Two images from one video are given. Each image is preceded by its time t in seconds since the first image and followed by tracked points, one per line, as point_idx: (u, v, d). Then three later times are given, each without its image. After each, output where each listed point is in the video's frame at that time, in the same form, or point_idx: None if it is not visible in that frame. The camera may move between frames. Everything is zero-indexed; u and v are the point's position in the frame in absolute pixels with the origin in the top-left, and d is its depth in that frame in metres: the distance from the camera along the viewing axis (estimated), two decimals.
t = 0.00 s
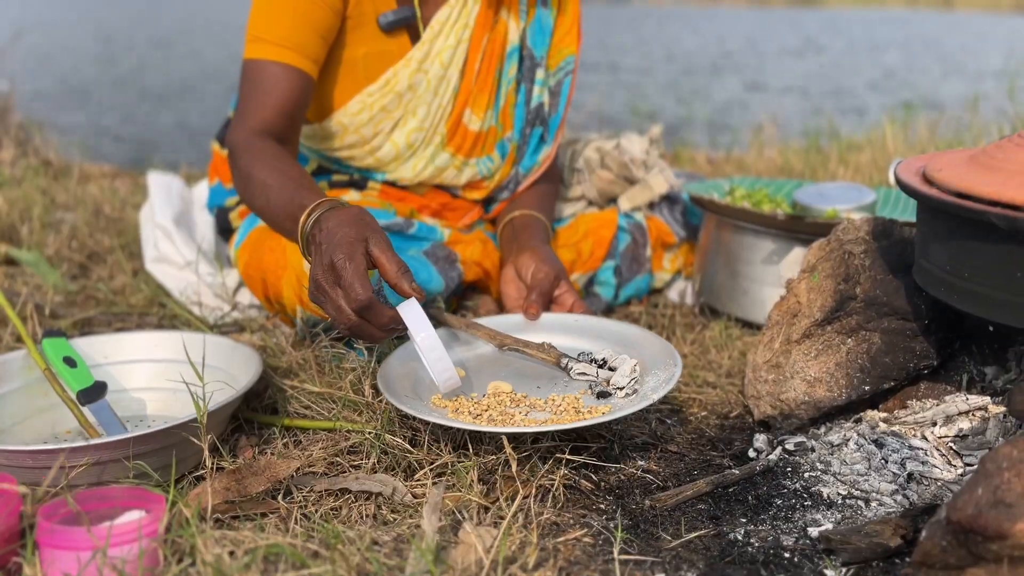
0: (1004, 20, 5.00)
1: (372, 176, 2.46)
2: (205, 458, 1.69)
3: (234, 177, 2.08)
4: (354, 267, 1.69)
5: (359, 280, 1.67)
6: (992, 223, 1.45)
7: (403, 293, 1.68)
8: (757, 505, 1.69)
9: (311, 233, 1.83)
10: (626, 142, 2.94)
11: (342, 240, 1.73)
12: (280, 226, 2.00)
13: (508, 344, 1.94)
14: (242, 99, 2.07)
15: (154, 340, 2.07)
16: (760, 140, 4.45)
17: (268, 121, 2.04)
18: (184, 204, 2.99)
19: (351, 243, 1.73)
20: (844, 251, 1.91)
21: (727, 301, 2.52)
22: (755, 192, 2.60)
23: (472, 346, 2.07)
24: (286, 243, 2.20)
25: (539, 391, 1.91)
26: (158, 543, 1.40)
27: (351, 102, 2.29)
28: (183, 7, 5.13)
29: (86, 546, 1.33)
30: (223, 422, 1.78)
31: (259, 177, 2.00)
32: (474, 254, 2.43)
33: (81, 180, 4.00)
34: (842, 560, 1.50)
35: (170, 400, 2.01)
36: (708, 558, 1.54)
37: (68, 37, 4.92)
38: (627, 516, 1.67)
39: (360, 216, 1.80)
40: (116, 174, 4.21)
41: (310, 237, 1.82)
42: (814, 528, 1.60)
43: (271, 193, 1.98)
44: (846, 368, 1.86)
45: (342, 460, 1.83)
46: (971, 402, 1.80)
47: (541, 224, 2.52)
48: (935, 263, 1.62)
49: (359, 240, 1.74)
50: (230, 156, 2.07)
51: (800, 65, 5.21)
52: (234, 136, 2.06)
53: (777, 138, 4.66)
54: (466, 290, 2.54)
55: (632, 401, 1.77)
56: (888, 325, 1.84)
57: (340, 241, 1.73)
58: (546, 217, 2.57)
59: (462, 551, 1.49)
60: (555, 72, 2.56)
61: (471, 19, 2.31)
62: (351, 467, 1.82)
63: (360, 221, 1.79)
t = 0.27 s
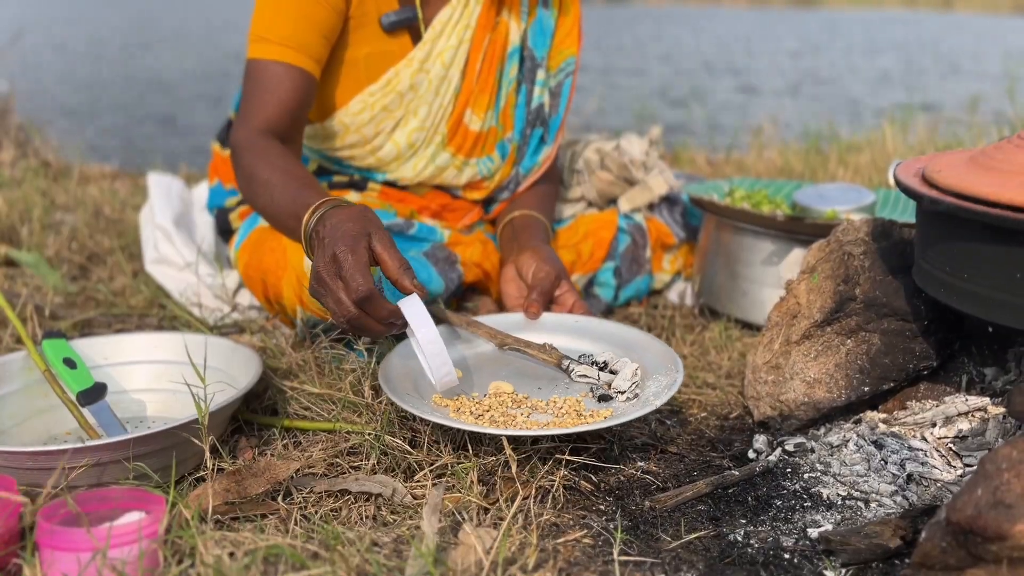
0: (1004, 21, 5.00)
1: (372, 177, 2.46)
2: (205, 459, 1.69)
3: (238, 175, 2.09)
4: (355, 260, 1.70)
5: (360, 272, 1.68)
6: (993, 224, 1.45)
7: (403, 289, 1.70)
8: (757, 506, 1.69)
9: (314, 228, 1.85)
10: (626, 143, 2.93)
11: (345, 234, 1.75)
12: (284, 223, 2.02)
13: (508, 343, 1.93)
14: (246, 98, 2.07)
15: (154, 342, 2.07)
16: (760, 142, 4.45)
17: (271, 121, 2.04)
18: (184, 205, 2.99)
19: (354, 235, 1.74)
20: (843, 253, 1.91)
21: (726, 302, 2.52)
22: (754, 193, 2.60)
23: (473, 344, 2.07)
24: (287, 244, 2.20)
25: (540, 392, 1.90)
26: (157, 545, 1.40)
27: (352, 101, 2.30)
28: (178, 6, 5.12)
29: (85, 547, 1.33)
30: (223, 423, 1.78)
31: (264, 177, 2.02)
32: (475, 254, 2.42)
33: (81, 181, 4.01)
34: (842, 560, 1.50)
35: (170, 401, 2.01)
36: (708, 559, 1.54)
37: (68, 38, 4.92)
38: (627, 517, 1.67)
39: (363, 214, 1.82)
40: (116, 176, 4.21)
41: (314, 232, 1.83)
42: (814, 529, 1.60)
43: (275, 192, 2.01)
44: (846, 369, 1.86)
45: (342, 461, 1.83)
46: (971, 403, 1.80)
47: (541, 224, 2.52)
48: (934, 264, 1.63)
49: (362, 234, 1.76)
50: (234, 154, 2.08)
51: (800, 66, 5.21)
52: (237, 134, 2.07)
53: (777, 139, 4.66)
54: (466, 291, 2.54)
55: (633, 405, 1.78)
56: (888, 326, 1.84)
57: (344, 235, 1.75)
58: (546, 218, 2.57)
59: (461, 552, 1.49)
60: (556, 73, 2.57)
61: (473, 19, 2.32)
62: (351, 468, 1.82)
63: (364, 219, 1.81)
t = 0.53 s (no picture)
0: (1003, 22, 5.02)
1: (372, 177, 2.46)
2: (203, 460, 1.68)
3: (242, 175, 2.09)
4: (375, 252, 1.72)
5: (380, 263, 1.70)
6: (993, 225, 1.44)
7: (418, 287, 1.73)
8: (757, 507, 1.69)
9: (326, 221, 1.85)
10: (625, 144, 2.93)
11: (365, 227, 1.77)
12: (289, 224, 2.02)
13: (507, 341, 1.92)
14: (249, 98, 2.07)
15: (154, 343, 2.07)
16: (760, 143, 4.46)
17: (275, 120, 2.04)
18: (184, 206, 2.99)
19: (370, 229, 1.77)
20: (843, 253, 1.91)
21: (726, 303, 2.52)
22: (754, 194, 2.60)
23: (472, 341, 2.08)
24: (288, 245, 2.19)
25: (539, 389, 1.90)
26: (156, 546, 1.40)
27: (353, 101, 2.31)
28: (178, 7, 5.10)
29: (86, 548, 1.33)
30: (223, 424, 1.78)
31: (267, 176, 2.01)
32: (475, 255, 2.42)
33: (81, 182, 4.01)
34: (841, 561, 1.50)
35: (170, 402, 2.01)
36: (708, 560, 1.54)
37: (67, 39, 4.92)
38: (626, 518, 1.67)
39: (376, 211, 1.85)
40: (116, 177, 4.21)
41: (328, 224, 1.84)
42: (814, 530, 1.60)
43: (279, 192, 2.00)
44: (845, 370, 1.86)
45: (341, 462, 1.83)
46: (971, 404, 1.80)
47: (541, 224, 2.52)
48: (934, 265, 1.63)
49: (379, 230, 1.78)
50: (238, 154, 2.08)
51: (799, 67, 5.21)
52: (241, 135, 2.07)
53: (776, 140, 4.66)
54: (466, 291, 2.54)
55: (631, 402, 1.78)
56: (887, 327, 1.85)
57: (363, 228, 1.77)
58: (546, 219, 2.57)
59: (461, 553, 1.49)
60: (556, 73, 2.57)
61: (473, 20, 2.32)
62: (350, 469, 1.82)
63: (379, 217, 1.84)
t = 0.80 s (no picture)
0: (1003, 22, 5.02)
1: (372, 177, 2.45)
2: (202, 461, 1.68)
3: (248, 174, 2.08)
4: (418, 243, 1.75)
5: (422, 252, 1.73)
6: (993, 225, 1.44)
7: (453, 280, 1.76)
8: (757, 508, 1.69)
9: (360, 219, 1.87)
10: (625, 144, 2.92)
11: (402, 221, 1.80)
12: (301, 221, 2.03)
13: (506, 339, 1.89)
14: (254, 97, 2.06)
15: (153, 344, 2.07)
16: (759, 143, 4.45)
17: (280, 119, 2.04)
18: (184, 207, 2.99)
19: (408, 222, 1.80)
20: (843, 254, 1.91)
21: (725, 303, 2.52)
22: (754, 194, 2.60)
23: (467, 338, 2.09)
24: (291, 245, 2.18)
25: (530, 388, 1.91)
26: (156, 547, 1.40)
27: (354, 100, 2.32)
28: (172, 8, 5.01)
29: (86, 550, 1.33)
30: (223, 425, 1.78)
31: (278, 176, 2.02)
32: (476, 257, 2.42)
33: (81, 183, 4.01)
34: (842, 562, 1.50)
35: (170, 403, 2.01)
36: (708, 561, 1.54)
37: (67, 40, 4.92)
38: (626, 519, 1.67)
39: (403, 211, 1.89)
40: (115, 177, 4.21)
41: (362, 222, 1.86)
42: (814, 531, 1.60)
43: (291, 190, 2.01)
44: (845, 371, 1.85)
45: (341, 463, 1.83)
46: (971, 404, 1.80)
47: (540, 222, 2.51)
48: (934, 266, 1.63)
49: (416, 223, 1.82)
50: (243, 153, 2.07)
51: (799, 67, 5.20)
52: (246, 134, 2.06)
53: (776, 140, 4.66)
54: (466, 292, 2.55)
55: (620, 402, 1.78)
56: (887, 329, 1.85)
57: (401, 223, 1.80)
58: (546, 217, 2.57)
59: (461, 554, 1.49)
60: (555, 73, 2.57)
61: (473, 20, 2.32)
62: (350, 469, 1.82)
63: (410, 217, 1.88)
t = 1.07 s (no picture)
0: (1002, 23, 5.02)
1: (372, 176, 2.45)
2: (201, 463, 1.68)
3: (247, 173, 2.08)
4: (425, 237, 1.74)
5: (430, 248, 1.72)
6: (993, 226, 1.44)
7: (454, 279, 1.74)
8: (757, 508, 1.69)
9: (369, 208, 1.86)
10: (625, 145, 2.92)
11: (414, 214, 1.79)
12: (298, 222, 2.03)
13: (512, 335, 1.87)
14: (253, 97, 2.06)
15: (154, 344, 2.07)
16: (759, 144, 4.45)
17: (279, 118, 2.04)
18: (183, 207, 2.99)
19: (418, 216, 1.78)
20: (842, 255, 1.91)
21: (725, 303, 2.52)
22: (754, 195, 2.60)
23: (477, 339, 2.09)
24: (290, 244, 2.17)
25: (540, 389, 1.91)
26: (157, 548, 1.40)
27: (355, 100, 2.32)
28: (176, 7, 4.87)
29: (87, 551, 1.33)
30: (223, 425, 1.78)
31: (276, 173, 2.01)
32: (476, 257, 2.38)
33: (81, 184, 4.01)
34: (842, 563, 1.50)
35: (170, 404, 2.01)
36: (708, 562, 1.54)
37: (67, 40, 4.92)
38: (626, 520, 1.67)
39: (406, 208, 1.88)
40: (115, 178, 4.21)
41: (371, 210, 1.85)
42: (814, 532, 1.60)
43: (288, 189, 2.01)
44: (845, 372, 1.85)
45: (342, 464, 1.83)
46: (971, 405, 1.80)
47: (542, 222, 2.52)
48: (934, 267, 1.63)
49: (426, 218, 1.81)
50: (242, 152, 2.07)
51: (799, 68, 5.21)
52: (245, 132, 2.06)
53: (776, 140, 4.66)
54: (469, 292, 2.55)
55: (633, 400, 1.78)
56: (887, 329, 1.85)
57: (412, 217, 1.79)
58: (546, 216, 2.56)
59: (461, 554, 1.49)
60: (556, 73, 2.57)
61: (473, 20, 2.32)
62: (350, 470, 1.82)
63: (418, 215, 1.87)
